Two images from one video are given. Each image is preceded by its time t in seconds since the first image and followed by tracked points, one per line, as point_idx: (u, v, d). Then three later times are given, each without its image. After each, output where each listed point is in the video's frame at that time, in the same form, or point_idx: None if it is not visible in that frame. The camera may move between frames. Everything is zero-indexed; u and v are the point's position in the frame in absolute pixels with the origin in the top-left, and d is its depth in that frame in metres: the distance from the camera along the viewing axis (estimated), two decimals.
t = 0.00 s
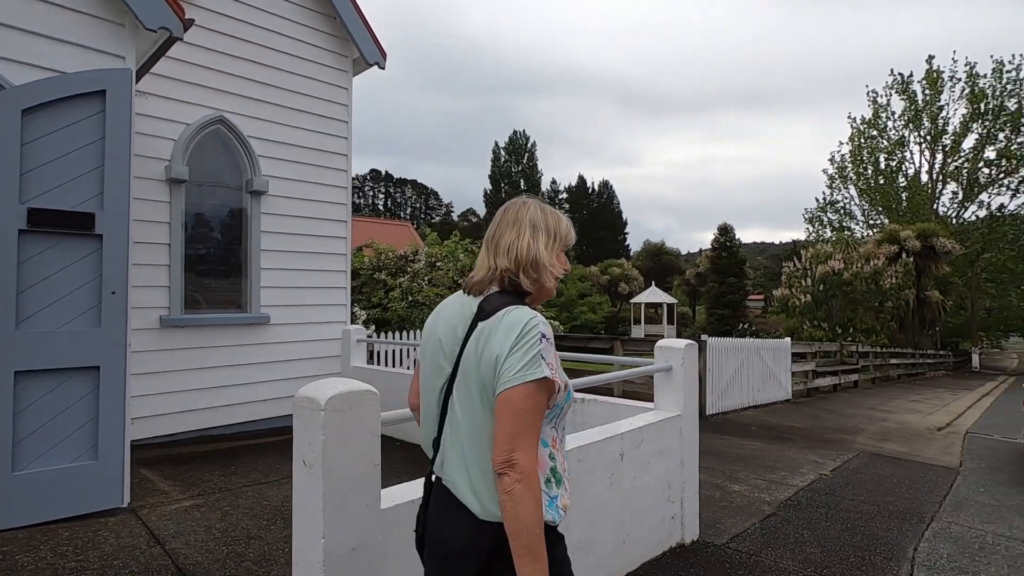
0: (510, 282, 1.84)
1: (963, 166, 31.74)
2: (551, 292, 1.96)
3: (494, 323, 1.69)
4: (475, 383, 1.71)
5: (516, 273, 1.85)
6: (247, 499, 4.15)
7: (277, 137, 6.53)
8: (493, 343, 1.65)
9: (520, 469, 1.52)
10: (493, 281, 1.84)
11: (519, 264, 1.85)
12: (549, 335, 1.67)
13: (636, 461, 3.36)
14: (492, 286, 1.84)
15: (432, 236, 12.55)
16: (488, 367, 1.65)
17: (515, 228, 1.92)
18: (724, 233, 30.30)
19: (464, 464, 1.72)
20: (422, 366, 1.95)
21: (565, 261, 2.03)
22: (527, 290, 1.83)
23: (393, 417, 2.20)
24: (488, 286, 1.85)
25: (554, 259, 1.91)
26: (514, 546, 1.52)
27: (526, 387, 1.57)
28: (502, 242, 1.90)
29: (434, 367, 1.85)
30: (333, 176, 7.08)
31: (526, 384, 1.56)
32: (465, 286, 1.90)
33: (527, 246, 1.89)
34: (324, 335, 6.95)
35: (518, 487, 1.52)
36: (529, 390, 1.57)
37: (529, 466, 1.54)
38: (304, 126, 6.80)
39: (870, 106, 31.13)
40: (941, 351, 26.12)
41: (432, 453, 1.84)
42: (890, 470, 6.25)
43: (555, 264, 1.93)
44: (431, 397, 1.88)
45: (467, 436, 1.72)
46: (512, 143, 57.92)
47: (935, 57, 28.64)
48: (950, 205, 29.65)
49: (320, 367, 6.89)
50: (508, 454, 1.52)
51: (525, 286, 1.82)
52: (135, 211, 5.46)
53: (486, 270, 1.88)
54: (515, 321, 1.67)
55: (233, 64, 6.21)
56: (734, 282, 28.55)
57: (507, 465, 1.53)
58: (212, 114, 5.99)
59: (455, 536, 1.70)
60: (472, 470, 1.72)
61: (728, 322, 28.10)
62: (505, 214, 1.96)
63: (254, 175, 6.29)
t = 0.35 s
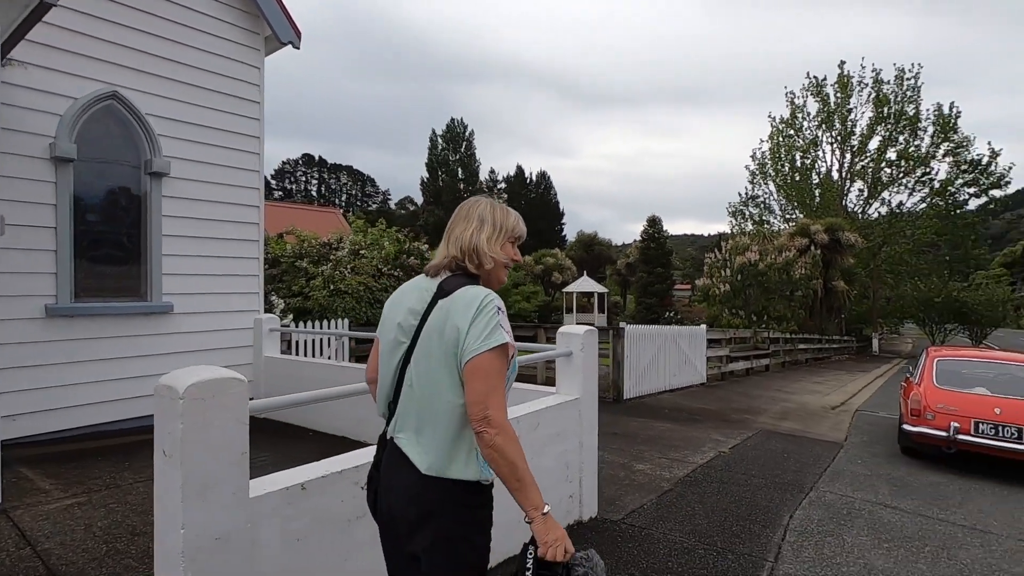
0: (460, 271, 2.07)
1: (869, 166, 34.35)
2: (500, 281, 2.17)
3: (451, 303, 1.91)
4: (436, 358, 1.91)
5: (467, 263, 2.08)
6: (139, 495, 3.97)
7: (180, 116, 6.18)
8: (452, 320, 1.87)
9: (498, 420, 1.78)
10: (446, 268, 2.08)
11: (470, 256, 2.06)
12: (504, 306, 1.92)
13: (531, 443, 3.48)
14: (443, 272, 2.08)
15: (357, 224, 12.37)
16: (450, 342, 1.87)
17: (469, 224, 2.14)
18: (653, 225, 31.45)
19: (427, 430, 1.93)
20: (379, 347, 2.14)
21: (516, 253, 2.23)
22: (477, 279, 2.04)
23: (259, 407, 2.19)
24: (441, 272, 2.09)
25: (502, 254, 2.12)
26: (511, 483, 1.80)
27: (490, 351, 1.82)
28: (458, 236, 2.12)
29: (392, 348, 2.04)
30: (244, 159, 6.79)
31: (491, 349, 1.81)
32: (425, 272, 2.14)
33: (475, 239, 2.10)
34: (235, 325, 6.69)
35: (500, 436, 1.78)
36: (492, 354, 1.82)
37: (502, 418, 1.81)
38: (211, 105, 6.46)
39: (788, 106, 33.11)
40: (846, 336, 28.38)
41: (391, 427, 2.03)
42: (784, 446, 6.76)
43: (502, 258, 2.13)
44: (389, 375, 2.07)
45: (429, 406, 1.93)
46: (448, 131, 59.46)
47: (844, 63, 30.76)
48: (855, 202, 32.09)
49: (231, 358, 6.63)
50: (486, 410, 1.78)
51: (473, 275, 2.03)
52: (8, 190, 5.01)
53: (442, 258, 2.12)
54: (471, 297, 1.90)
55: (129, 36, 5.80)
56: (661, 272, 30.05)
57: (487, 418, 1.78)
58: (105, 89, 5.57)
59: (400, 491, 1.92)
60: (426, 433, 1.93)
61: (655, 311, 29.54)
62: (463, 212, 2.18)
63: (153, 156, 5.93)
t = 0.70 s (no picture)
0: (416, 270, 2.35)
1: (792, 166, 36.27)
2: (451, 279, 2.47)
3: (408, 301, 2.17)
4: (392, 347, 2.18)
5: (424, 263, 2.37)
6: None
7: (67, 88, 5.61)
8: (408, 316, 2.13)
9: (435, 405, 2.04)
10: (403, 268, 2.35)
11: (427, 257, 2.36)
12: (454, 308, 2.18)
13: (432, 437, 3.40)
14: (401, 271, 2.35)
15: (281, 210, 11.89)
16: (403, 335, 2.12)
17: (425, 227, 2.43)
18: (590, 219, 32.04)
19: (379, 410, 2.17)
20: (347, 335, 2.40)
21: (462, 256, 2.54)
22: (432, 279, 2.31)
23: (109, 406, 2.01)
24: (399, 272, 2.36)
25: (454, 259, 2.44)
26: (428, 464, 2.03)
27: (439, 345, 2.08)
28: (414, 238, 2.40)
29: (359, 336, 2.31)
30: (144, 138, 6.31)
31: (439, 343, 2.06)
32: (384, 271, 2.41)
33: (433, 242, 2.37)
34: (132, 318, 6.23)
35: (433, 418, 2.03)
36: (439, 348, 2.08)
37: (439, 404, 2.06)
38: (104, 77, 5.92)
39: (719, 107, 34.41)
40: (768, 327, 29.99)
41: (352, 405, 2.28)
42: (699, 435, 7.03)
43: (456, 260, 2.45)
44: (354, 360, 2.33)
45: (382, 390, 2.18)
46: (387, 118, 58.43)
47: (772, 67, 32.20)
48: (780, 200, 33.82)
49: (127, 354, 6.16)
50: (426, 395, 2.04)
51: (428, 275, 2.30)
52: None
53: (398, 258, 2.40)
54: (426, 297, 2.16)
55: None
56: (598, 265, 30.82)
57: (426, 403, 2.04)
58: None
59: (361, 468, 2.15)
60: (381, 415, 2.17)
61: (592, 303, 30.32)
62: (416, 216, 2.46)
63: (33, 131, 5.34)
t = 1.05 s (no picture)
0: (379, 272, 2.28)
1: (730, 168, 37.59)
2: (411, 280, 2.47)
3: (378, 300, 2.15)
4: (356, 343, 2.14)
5: (387, 265, 2.31)
6: None
7: None
8: (376, 314, 2.11)
9: (392, 403, 1.99)
10: (365, 270, 2.27)
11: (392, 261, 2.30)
12: (422, 311, 2.17)
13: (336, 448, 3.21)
14: (361, 274, 2.27)
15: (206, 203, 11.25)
16: (370, 333, 2.10)
17: (390, 229, 2.38)
18: (536, 216, 32.22)
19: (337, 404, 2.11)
20: (307, 331, 2.32)
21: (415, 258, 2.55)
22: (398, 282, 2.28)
23: None
24: (360, 273, 2.29)
25: (419, 261, 2.44)
26: (376, 459, 1.96)
27: (404, 344, 2.06)
28: (377, 240, 2.32)
29: (320, 330, 2.24)
30: (34, 120, 5.75)
31: (404, 340, 2.04)
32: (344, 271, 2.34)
33: (399, 243, 2.36)
34: (21, 317, 5.63)
35: (391, 416, 1.98)
36: (404, 346, 2.06)
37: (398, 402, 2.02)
38: None
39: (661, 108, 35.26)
40: (707, 323, 31.03)
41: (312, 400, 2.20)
42: (632, 432, 7.03)
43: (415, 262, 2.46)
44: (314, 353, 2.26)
45: (345, 385, 2.12)
46: (331, 111, 56.81)
47: (711, 71, 33.23)
48: (718, 201, 35.01)
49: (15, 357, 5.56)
50: (383, 391, 1.99)
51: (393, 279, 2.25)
52: None
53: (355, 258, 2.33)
54: (395, 298, 2.15)
55: None
56: (544, 263, 31.12)
57: (383, 400, 1.99)
58: None
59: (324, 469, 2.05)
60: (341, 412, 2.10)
61: (537, 301, 30.43)
62: (377, 217, 2.38)
63: None
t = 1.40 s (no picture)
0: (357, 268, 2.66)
1: (686, 169, 38.27)
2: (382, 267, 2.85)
3: (366, 293, 2.52)
4: (352, 338, 2.50)
5: (363, 261, 2.70)
6: None
7: None
8: (368, 309, 2.48)
9: (406, 382, 2.45)
10: (344, 268, 2.64)
11: (368, 256, 2.69)
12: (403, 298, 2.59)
13: (245, 463, 2.95)
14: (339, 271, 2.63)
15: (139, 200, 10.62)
16: (367, 327, 2.47)
17: (357, 227, 2.74)
18: (495, 216, 32.11)
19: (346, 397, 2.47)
20: (292, 333, 2.59)
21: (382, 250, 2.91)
22: (374, 273, 2.66)
23: None
24: (340, 270, 2.65)
25: (386, 253, 2.84)
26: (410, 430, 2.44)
27: (400, 330, 2.49)
28: (351, 240, 2.70)
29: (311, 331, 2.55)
30: None
31: (402, 328, 2.47)
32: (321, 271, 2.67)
33: (366, 239, 2.73)
34: None
35: (409, 391, 2.45)
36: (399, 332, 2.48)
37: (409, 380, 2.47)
38: None
39: (620, 110, 35.62)
40: (665, 322, 31.48)
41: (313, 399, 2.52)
42: (581, 434, 6.90)
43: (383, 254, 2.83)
44: (304, 355, 2.56)
45: (347, 379, 2.49)
46: (286, 107, 55.24)
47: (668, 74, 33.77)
48: (676, 201, 35.60)
49: None
50: (396, 375, 2.42)
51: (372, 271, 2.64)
52: None
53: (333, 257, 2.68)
54: (381, 290, 2.54)
55: None
56: (504, 262, 31.07)
57: (398, 382, 2.43)
58: None
59: (323, 462, 2.43)
60: (342, 406, 2.47)
61: (497, 301, 30.28)
62: (347, 220, 2.74)
63: None
